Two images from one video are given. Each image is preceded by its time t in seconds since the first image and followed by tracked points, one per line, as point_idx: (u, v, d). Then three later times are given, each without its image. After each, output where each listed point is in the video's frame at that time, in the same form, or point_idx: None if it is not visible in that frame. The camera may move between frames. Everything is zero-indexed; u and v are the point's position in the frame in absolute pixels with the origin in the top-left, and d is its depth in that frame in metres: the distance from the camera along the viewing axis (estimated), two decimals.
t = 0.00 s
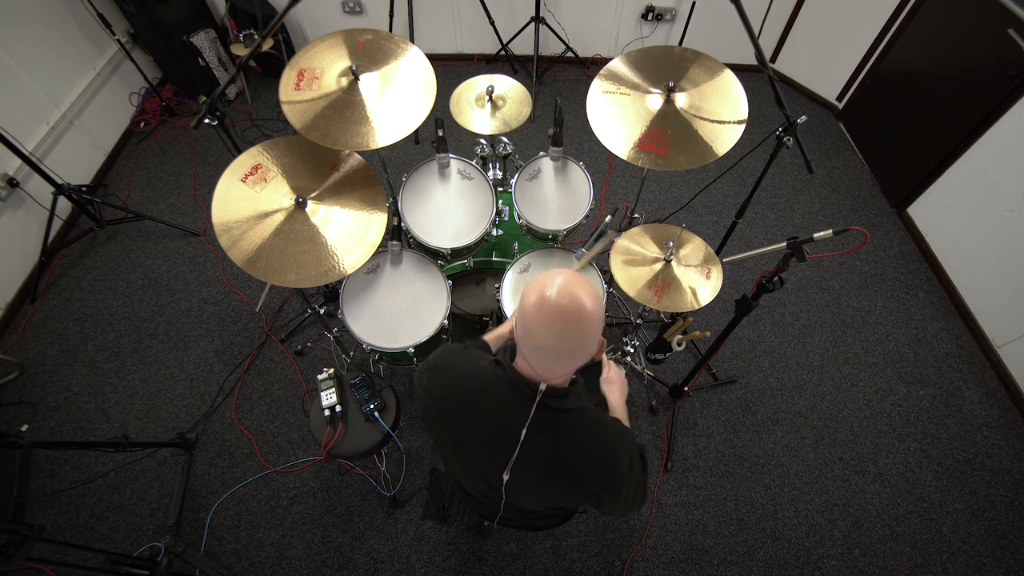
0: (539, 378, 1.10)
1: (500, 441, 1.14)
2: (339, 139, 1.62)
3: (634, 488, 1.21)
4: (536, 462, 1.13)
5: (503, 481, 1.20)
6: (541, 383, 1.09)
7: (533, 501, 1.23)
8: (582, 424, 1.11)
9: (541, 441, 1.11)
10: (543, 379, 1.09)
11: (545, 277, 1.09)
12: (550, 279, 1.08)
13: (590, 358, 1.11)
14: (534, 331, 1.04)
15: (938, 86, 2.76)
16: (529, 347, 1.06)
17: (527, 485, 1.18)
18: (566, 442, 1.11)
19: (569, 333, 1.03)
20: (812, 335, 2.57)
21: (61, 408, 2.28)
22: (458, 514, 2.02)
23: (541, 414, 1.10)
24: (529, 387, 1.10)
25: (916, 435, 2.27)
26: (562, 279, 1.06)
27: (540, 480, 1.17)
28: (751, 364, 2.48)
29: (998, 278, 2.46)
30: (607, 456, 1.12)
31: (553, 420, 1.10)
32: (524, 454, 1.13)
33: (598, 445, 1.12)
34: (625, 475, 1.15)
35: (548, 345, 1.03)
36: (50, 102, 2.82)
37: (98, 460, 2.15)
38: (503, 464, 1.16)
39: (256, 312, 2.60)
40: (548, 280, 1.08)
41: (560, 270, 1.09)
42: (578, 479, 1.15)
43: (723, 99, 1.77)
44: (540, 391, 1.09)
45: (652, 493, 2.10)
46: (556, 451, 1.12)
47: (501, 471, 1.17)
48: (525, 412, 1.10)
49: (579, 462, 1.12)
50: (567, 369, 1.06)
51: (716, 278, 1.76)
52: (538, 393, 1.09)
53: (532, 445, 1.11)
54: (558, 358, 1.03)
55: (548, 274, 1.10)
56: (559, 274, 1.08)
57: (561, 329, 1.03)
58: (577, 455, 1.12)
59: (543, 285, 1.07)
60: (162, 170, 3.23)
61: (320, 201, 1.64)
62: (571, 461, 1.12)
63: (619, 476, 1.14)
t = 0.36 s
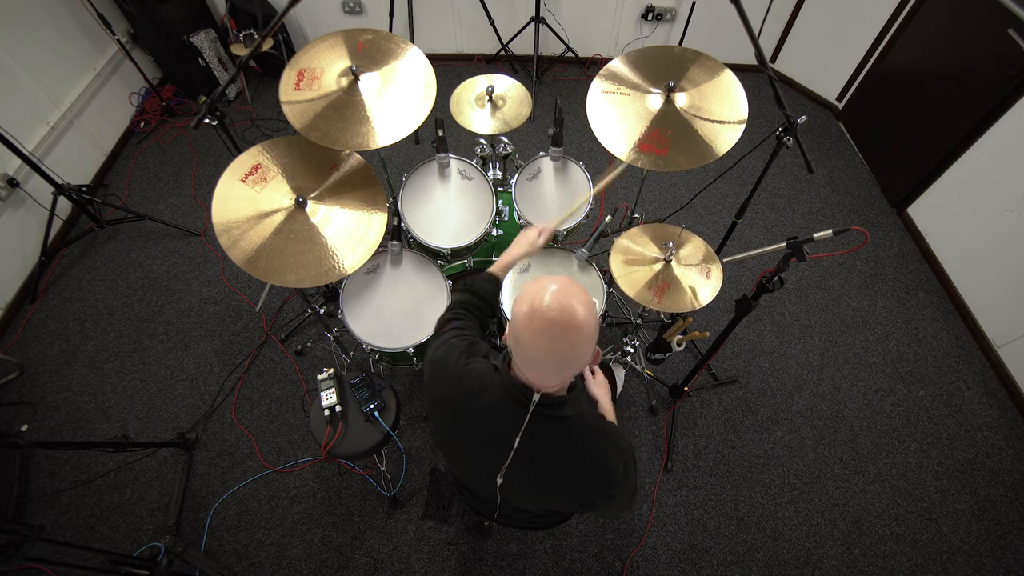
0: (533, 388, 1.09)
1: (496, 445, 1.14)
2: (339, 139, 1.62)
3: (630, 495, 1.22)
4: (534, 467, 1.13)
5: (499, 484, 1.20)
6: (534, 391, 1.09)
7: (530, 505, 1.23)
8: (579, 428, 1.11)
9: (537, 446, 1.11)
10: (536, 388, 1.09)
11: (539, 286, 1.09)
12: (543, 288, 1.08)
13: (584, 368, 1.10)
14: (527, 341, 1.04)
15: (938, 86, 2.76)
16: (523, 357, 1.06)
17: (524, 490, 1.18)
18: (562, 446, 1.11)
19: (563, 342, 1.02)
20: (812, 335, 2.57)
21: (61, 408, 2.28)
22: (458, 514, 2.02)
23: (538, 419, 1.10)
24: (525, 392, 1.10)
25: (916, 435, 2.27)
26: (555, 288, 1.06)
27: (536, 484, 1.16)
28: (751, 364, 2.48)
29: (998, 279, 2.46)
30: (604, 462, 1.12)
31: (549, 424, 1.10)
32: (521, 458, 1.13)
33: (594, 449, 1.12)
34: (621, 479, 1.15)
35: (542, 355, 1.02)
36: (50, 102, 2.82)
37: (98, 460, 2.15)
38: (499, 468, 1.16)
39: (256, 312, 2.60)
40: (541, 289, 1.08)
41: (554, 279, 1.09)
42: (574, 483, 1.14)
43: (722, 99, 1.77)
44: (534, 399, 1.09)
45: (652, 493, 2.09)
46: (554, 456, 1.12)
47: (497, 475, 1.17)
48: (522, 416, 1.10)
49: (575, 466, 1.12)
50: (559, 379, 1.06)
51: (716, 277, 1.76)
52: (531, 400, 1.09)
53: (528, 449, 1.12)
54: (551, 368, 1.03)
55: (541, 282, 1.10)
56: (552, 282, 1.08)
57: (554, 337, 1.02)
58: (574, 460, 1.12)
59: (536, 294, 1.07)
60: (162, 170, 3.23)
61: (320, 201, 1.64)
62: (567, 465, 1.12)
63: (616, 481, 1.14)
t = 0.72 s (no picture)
0: (538, 385, 1.09)
1: (502, 444, 1.14)
2: (339, 139, 1.62)
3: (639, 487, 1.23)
4: (542, 465, 1.14)
5: (506, 484, 1.20)
6: (540, 388, 1.08)
7: (538, 503, 1.23)
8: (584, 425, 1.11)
9: (545, 444, 1.12)
10: (541, 385, 1.08)
11: (548, 284, 1.09)
12: (551, 285, 1.07)
13: (591, 366, 1.09)
14: (534, 338, 1.04)
15: (938, 86, 2.76)
16: (530, 354, 1.06)
17: (532, 488, 1.19)
18: (569, 444, 1.11)
19: (570, 341, 1.02)
20: (812, 335, 2.57)
21: (61, 408, 2.28)
22: (458, 514, 2.02)
23: (543, 417, 1.10)
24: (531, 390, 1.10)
25: (916, 435, 2.27)
26: (563, 286, 1.06)
27: (544, 483, 1.17)
28: (751, 364, 2.48)
29: (998, 279, 2.46)
30: (611, 457, 1.12)
31: (554, 422, 1.11)
32: (527, 456, 1.13)
33: (601, 445, 1.12)
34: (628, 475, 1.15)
35: (548, 352, 1.02)
36: (50, 102, 2.82)
37: (98, 460, 2.15)
38: (506, 468, 1.16)
39: (256, 312, 2.60)
40: (550, 286, 1.07)
41: (563, 277, 1.09)
42: (582, 480, 1.15)
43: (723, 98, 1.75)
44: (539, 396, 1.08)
45: (652, 493, 2.09)
46: (561, 454, 1.12)
47: (505, 474, 1.18)
48: (526, 415, 1.10)
49: (583, 464, 1.13)
50: (565, 377, 1.05)
51: (716, 277, 1.76)
52: (537, 397, 1.09)
53: (534, 447, 1.12)
54: (557, 365, 1.02)
55: (550, 280, 1.09)
56: (562, 280, 1.08)
57: (561, 335, 1.02)
58: (582, 457, 1.12)
59: (545, 291, 1.07)
60: (162, 170, 3.23)
61: (320, 201, 1.64)
62: (574, 462, 1.13)
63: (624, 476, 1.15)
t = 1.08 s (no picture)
0: (535, 391, 1.09)
1: (502, 446, 1.14)
2: (339, 139, 1.62)
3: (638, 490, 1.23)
4: (541, 468, 1.13)
5: (505, 487, 1.20)
6: (537, 394, 1.09)
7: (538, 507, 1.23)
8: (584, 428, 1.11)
9: (544, 446, 1.11)
10: (538, 391, 1.09)
11: (542, 290, 1.09)
12: (546, 292, 1.07)
13: (587, 372, 1.09)
14: (528, 346, 1.04)
15: (939, 86, 2.76)
16: (525, 362, 1.07)
17: (531, 492, 1.18)
18: (569, 447, 1.11)
19: (563, 349, 1.02)
20: (812, 335, 2.57)
21: (61, 408, 2.28)
22: (458, 514, 2.02)
23: (543, 420, 1.10)
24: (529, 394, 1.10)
25: (916, 435, 2.27)
26: (558, 293, 1.05)
27: (542, 486, 1.17)
28: (751, 364, 2.48)
29: (998, 279, 2.46)
30: (610, 460, 1.13)
31: (555, 425, 1.11)
32: (527, 459, 1.13)
33: (601, 448, 1.12)
34: (627, 478, 1.15)
35: (542, 361, 1.02)
36: (50, 102, 2.82)
37: (98, 460, 2.15)
38: (506, 470, 1.16)
39: (256, 312, 2.60)
40: (545, 293, 1.07)
41: (558, 283, 1.08)
42: (582, 483, 1.15)
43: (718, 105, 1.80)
44: (538, 401, 1.09)
45: (652, 493, 2.09)
46: (561, 457, 1.12)
47: (504, 477, 1.18)
48: (526, 418, 1.11)
49: (583, 467, 1.13)
50: (561, 383, 1.06)
51: (716, 277, 1.77)
52: (534, 402, 1.09)
53: (534, 451, 1.12)
54: (552, 373, 1.03)
55: (544, 287, 1.09)
56: (556, 286, 1.07)
57: (555, 344, 1.02)
58: (580, 459, 1.12)
59: (539, 298, 1.07)
60: (162, 170, 3.23)
61: (320, 201, 1.64)
62: (574, 466, 1.12)
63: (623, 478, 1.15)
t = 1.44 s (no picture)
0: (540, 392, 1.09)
1: (504, 445, 1.14)
2: (339, 139, 1.62)
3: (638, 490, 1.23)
4: (543, 467, 1.13)
5: (507, 486, 1.20)
6: (542, 396, 1.09)
7: (539, 507, 1.23)
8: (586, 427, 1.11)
9: (546, 446, 1.11)
10: (543, 393, 1.08)
11: (549, 292, 1.09)
12: (553, 294, 1.07)
13: (593, 375, 1.09)
14: (536, 348, 1.04)
15: (939, 86, 2.76)
16: (531, 364, 1.06)
17: (532, 491, 1.18)
18: (570, 446, 1.11)
19: (571, 352, 1.02)
20: (812, 335, 2.57)
21: (61, 408, 2.28)
22: (458, 514, 2.02)
23: (545, 419, 1.10)
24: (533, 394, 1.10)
25: (916, 435, 2.27)
26: (565, 295, 1.06)
27: (543, 486, 1.17)
28: (751, 364, 2.48)
29: (998, 279, 2.46)
30: (612, 459, 1.13)
31: (557, 424, 1.11)
32: (528, 458, 1.13)
33: (602, 447, 1.12)
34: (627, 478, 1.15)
35: (549, 364, 1.02)
36: (50, 102, 2.82)
37: (98, 460, 2.15)
38: (507, 470, 1.16)
39: (256, 312, 2.60)
40: (552, 295, 1.07)
41: (565, 286, 1.08)
42: (583, 484, 1.14)
43: (724, 94, 1.74)
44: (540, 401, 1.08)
45: (652, 493, 2.10)
46: (563, 456, 1.12)
47: (506, 477, 1.18)
48: (527, 417, 1.11)
49: (583, 466, 1.12)
50: (567, 386, 1.05)
51: (717, 277, 1.76)
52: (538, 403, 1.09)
53: (535, 450, 1.12)
54: (559, 375, 1.02)
55: (551, 289, 1.09)
56: (563, 288, 1.08)
57: (563, 347, 1.02)
58: (582, 459, 1.12)
59: (547, 300, 1.06)
60: (162, 170, 3.23)
61: (320, 201, 1.64)
62: (574, 465, 1.12)
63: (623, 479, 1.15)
